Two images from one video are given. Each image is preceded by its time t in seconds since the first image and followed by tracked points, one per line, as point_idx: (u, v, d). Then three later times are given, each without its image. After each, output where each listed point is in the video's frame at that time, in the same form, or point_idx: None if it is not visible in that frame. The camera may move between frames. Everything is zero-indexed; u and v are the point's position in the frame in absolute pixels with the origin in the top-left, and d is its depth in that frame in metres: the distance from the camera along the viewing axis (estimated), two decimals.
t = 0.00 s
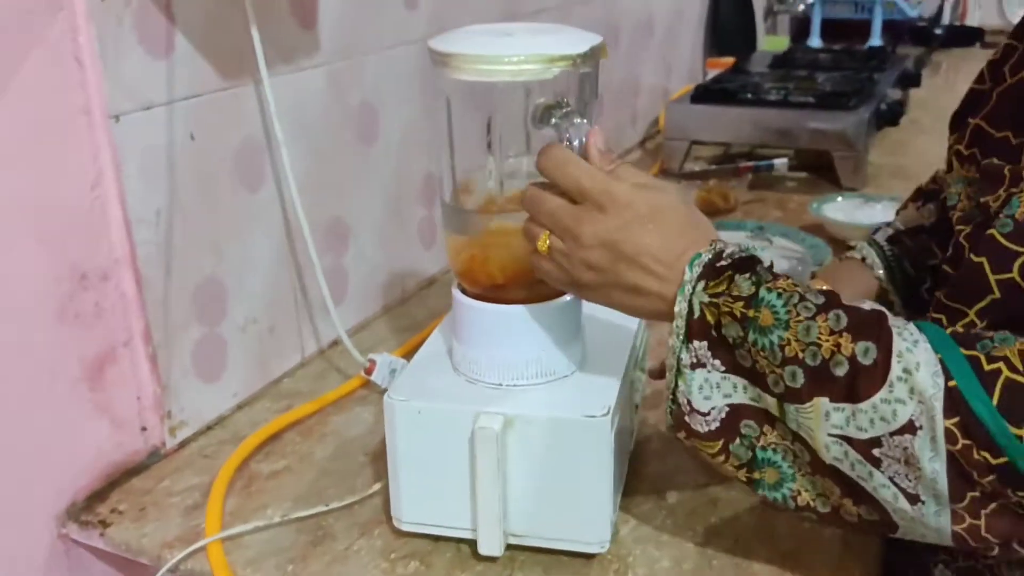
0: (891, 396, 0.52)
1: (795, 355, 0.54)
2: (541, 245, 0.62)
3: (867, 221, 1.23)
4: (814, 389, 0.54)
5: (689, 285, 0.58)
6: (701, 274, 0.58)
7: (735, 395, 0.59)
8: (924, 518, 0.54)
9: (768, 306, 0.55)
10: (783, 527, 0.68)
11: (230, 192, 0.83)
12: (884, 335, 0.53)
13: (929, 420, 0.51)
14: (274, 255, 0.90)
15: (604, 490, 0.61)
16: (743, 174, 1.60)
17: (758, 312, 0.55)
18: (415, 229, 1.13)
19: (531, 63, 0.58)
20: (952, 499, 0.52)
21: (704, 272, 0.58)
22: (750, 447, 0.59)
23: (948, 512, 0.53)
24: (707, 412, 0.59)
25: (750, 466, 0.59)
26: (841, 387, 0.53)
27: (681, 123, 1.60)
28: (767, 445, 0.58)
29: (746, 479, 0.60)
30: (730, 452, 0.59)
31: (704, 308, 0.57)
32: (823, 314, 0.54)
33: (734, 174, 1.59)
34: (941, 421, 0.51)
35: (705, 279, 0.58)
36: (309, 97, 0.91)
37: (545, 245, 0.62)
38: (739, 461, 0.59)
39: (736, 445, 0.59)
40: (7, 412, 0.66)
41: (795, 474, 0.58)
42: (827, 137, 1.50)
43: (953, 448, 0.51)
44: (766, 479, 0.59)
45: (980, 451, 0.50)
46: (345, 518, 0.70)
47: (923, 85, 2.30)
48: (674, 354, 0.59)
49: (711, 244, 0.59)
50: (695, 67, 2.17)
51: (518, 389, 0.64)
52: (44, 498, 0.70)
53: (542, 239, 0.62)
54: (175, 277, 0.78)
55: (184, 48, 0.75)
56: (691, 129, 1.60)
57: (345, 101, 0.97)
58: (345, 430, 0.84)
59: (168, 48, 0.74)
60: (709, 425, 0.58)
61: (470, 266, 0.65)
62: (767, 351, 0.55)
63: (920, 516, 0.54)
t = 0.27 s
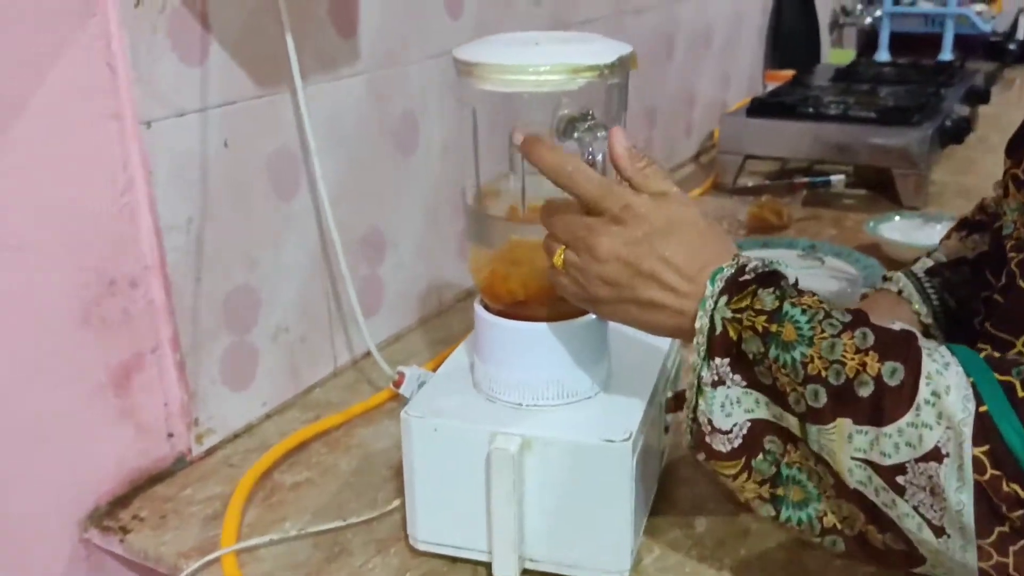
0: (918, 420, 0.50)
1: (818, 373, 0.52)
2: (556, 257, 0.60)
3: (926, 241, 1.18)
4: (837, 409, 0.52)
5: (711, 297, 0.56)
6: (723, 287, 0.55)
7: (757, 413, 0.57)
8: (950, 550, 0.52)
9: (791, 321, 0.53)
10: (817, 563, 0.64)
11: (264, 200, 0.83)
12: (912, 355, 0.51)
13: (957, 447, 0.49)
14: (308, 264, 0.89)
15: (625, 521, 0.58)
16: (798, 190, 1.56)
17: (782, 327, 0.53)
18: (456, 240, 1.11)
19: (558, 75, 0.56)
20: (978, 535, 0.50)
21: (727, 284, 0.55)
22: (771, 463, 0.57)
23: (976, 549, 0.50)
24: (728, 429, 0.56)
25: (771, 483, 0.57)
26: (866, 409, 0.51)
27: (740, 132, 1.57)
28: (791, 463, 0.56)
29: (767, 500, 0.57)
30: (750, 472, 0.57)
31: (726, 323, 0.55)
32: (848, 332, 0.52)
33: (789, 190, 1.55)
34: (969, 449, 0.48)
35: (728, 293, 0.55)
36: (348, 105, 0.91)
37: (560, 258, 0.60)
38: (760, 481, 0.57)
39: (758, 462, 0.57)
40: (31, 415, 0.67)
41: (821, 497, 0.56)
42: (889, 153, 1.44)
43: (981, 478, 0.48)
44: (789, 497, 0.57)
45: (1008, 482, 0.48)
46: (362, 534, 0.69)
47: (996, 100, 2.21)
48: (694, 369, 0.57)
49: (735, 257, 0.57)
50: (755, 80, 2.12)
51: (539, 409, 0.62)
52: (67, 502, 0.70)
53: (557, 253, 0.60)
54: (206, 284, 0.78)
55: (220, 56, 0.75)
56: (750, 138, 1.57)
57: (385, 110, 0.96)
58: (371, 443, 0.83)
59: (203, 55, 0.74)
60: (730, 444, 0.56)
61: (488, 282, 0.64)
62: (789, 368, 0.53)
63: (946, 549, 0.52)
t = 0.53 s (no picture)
0: (954, 398, 0.50)
1: (857, 335, 0.52)
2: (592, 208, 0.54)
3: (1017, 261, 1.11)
4: (871, 375, 0.52)
5: (762, 249, 0.55)
6: (773, 238, 0.55)
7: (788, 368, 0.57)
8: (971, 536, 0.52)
9: (839, 279, 0.54)
10: None
11: (322, 189, 0.84)
12: (959, 328, 0.50)
13: (991, 434, 0.49)
14: (365, 254, 0.90)
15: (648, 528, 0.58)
16: (884, 200, 1.49)
17: (828, 283, 0.54)
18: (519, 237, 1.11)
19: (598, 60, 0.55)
20: (1001, 530, 0.50)
21: (780, 237, 0.55)
22: (798, 421, 0.58)
23: (998, 544, 0.50)
24: (758, 382, 0.57)
25: (800, 439, 0.59)
26: (901, 377, 0.51)
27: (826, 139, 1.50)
28: (821, 422, 0.58)
29: (787, 458, 0.59)
30: (776, 427, 0.58)
31: (776, 272, 0.55)
32: (896, 299, 0.52)
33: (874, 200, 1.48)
34: (1004, 437, 0.48)
35: (781, 242, 0.55)
36: (412, 98, 0.91)
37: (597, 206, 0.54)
38: (786, 436, 0.58)
39: (784, 418, 0.58)
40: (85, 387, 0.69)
41: (849, 458, 0.58)
42: (986, 166, 1.37)
43: (1012, 469, 0.48)
44: (817, 453, 0.59)
45: None
46: (392, 524, 0.69)
47: None
48: (732, 319, 0.57)
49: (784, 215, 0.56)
50: (852, 87, 2.04)
51: (567, 410, 0.61)
52: (116, 473, 0.73)
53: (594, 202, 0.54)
54: (260, 269, 0.79)
55: (283, 46, 0.77)
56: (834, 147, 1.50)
57: (450, 105, 0.96)
58: (413, 435, 0.83)
59: (266, 45, 0.75)
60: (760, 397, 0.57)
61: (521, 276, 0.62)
62: (828, 326, 0.54)
63: (967, 537, 0.52)
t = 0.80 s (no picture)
0: (873, 201, 0.45)
1: (804, 131, 0.47)
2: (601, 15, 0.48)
3: None
4: (806, 170, 0.46)
5: (750, 40, 0.49)
6: (760, 44, 0.48)
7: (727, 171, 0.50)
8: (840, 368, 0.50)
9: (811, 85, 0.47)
10: None
11: (365, 162, 0.86)
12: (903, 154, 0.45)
13: (891, 241, 0.44)
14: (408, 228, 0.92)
15: (632, 504, 0.58)
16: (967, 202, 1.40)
17: (800, 86, 0.48)
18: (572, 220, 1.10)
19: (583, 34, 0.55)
20: (873, 341, 0.45)
21: (767, 44, 0.48)
22: (724, 225, 0.51)
23: (867, 361, 0.46)
24: (710, 165, 0.50)
25: (722, 249, 0.52)
26: (833, 179, 0.46)
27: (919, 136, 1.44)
28: (747, 228, 0.51)
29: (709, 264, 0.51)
30: (705, 219, 0.51)
31: (759, 56, 0.48)
32: (852, 116, 0.47)
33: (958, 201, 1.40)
34: (904, 240, 0.44)
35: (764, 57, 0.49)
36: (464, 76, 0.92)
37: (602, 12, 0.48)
38: (712, 242, 0.51)
39: (715, 218, 0.51)
40: (126, 337, 0.74)
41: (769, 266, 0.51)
42: None
43: (900, 279, 0.43)
44: (737, 266, 0.52)
45: (934, 349, 0.43)
46: (400, 486, 0.72)
47: None
48: (702, 95, 0.49)
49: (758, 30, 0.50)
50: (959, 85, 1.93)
51: (562, 382, 0.61)
52: (153, 420, 0.78)
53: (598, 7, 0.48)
54: (299, 237, 0.82)
55: (329, 21, 0.79)
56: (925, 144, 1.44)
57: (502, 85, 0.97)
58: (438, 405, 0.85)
59: (312, 21, 0.78)
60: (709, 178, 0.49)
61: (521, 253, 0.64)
62: (783, 115, 0.47)
63: (841, 345, 0.48)
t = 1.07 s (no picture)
0: (812, 188, 0.45)
1: (759, 127, 0.47)
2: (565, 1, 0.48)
3: None
4: (755, 161, 0.47)
5: (716, 45, 0.50)
6: (725, 49, 0.50)
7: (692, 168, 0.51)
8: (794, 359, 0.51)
9: (770, 86, 0.48)
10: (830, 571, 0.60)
11: (400, 145, 0.89)
12: (849, 147, 0.45)
13: (829, 227, 0.44)
14: (442, 210, 0.95)
15: (617, 482, 0.60)
16: None
17: (759, 86, 0.48)
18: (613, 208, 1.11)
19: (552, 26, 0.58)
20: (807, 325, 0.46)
21: (732, 49, 0.50)
22: (697, 219, 0.52)
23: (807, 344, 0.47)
24: (677, 168, 0.51)
25: (698, 242, 0.53)
26: (780, 172, 0.46)
27: (988, 130, 1.39)
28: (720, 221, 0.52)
29: (690, 257, 0.54)
30: (682, 216, 0.53)
31: (723, 60, 0.49)
32: (808, 115, 0.47)
33: None
34: (839, 227, 0.44)
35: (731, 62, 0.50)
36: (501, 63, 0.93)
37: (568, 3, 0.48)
38: (690, 237, 0.53)
39: (690, 214, 0.52)
40: (165, 304, 0.79)
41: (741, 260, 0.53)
42: None
43: (832, 260, 0.44)
44: (716, 255, 0.54)
45: (861, 331, 0.43)
46: (410, 456, 0.75)
47: None
48: (670, 98, 0.50)
49: (729, 34, 0.51)
50: None
51: (556, 363, 0.63)
52: (191, 382, 0.83)
53: None
54: (333, 215, 0.86)
55: (366, 7, 0.82)
56: (995, 138, 1.38)
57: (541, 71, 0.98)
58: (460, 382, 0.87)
59: (348, 7, 0.81)
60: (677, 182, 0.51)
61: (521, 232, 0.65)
62: (739, 113, 0.48)
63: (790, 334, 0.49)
